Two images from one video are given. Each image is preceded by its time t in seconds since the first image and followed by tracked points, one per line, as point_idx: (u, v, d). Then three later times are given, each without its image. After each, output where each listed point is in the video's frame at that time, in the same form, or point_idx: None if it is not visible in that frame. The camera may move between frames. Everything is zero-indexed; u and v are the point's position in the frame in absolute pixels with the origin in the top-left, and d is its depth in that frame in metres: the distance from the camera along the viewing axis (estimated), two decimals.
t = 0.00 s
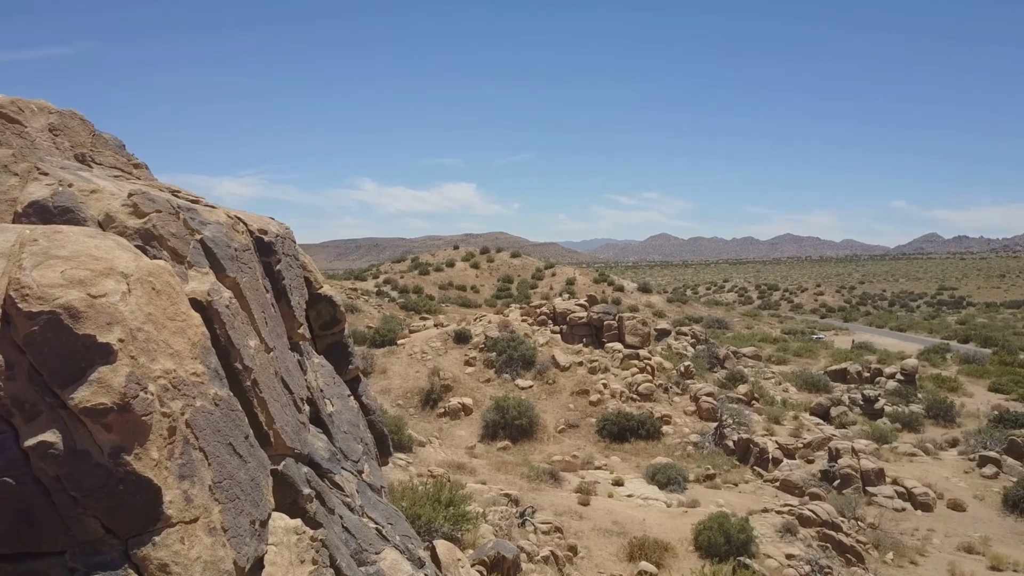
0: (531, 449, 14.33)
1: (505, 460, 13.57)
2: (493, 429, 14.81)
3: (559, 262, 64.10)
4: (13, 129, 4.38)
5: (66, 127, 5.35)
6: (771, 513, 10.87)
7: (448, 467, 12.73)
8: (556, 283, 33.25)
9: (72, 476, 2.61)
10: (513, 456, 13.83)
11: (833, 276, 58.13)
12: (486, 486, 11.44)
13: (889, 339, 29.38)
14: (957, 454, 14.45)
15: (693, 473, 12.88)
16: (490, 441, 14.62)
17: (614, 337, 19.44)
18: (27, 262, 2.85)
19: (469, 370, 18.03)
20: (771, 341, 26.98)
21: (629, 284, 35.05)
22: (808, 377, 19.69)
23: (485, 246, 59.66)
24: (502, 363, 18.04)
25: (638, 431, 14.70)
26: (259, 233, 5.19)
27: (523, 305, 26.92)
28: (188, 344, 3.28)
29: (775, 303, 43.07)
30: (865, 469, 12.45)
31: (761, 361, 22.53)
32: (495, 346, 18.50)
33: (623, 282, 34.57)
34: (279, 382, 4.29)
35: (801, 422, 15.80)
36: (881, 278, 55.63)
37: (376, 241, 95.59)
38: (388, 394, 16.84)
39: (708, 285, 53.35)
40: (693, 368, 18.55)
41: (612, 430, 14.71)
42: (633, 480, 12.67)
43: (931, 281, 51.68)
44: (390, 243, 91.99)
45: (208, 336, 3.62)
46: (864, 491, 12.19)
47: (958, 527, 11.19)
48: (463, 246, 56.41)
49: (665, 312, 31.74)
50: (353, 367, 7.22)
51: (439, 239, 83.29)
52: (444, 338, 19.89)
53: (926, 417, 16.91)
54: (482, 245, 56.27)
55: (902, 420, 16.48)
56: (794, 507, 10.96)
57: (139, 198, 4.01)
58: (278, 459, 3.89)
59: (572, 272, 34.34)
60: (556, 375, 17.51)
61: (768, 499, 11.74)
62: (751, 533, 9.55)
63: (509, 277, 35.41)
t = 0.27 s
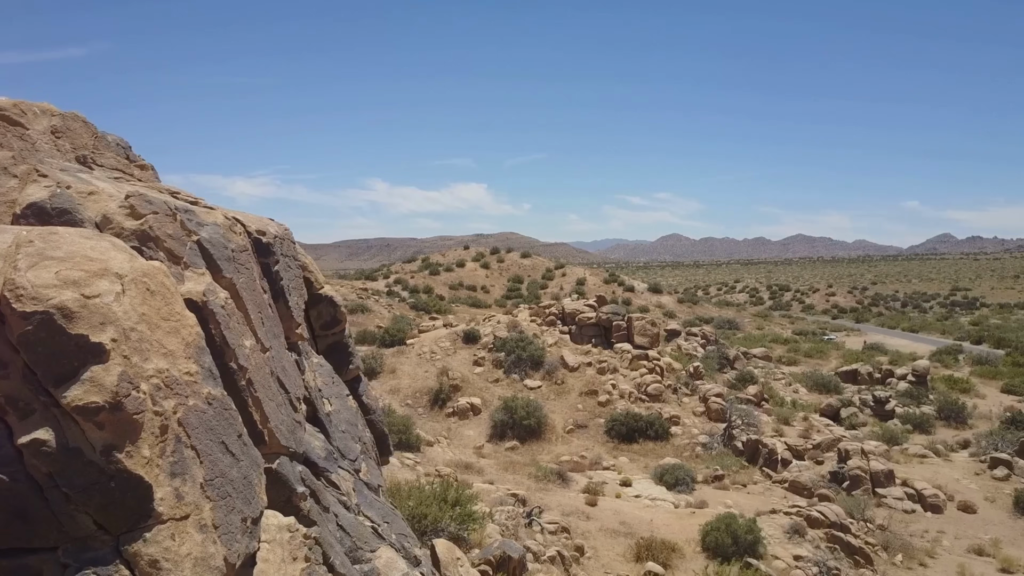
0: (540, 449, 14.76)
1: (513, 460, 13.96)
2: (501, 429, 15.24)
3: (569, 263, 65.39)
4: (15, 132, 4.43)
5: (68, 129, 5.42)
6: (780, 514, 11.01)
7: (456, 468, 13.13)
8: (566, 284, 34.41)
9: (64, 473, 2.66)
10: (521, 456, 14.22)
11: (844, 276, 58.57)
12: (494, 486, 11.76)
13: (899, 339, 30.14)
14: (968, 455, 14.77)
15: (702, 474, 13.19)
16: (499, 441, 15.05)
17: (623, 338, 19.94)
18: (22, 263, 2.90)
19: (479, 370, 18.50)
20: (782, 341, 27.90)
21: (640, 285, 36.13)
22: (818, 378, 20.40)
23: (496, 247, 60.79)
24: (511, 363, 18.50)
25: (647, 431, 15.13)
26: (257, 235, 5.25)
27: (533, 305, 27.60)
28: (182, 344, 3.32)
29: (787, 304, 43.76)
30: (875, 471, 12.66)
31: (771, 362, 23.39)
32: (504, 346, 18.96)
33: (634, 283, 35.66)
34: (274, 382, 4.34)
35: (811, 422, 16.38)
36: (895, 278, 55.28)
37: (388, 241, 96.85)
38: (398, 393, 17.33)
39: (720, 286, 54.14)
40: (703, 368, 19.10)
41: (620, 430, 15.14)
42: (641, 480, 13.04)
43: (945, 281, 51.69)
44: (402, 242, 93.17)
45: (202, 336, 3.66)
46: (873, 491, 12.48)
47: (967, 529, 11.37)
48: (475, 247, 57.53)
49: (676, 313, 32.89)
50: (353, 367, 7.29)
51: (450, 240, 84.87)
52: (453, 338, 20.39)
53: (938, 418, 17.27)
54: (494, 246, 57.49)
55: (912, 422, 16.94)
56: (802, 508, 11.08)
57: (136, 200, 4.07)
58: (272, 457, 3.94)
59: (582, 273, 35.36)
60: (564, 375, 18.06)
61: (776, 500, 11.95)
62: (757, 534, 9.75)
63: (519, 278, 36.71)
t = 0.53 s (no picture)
0: (546, 449, 15.53)
1: (519, 460, 14.65)
2: (508, 429, 16.08)
3: (577, 263, 66.75)
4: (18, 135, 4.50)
5: (72, 132, 5.50)
6: (788, 515, 11.35)
7: (463, 468, 13.62)
8: (574, 283, 35.78)
9: (60, 470, 2.71)
10: (527, 456, 14.95)
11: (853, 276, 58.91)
12: (500, 485, 12.07)
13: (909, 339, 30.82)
14: (978, 457, 15.25)
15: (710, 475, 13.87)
16: (506, 441, 15.71)
17: (630, 338, 21.12)
18: (20, 264, 2.95)
19: (486, 370, 19.27)
20: (791, 342, 28.84)
21: (650, 286, 37.24)
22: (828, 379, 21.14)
23: (507, 248, 62.00)
24: (519, 363, 19.28)
25: (655, 432, 15.93)
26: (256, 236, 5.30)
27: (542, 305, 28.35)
28: (178, 343, 3.36)
29: (797, 304, 44.39)
30: (883, 472, 13.23)
31: (781, 362, 24.50)
32: (512, 347, 19.77)
33: (643, 283, 36.75)
34: (272, 381, 4.38)
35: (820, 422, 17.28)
36: (908, 278, 54.62)
37: (399, 242, 98.13)
38: (406, 394, 17.98)
39: (731, 286, 54.98)
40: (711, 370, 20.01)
41: (628, 431, 15.92)
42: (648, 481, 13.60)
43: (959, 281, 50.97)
44: (413, 242, 94.74)
45: (199, 336, 3.71)
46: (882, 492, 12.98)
47: (977, 531, 11.79)
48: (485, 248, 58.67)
49: (685, 313, 34.05)
50: (355, 367, 7.34)
51: (462, 240, 86.60)
52: (462, 338, 21.24)
53: (950, 419, 17.77)
54: (505, 247, 58.83)
55: (922, 422, 17.61)
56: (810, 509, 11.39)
57: (135, 202, 4.13)
58: (269, 456, 3.97)
59: (591, 274, 36.50)
60: (571, 375, 18.86)
61: (784, 501, 12.33)
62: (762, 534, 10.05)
63: (528, 278, 37.60)
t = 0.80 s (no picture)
0: (555, 449, 16.15)
1: (529, 461, 15.27)
2: (517, 429, 16.65)
3: (587, 263, 67.32)
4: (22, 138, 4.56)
5: (76, 134, 5.58)
6: (796, 517, 12.34)
7: (471, 468, 14.31)
8: (585, 283, 36.28)
9: (57, 467, 2.77)
10: (536, 456, 15.56)
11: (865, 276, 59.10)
12: (509, 485, 12.94)
13: (920, 339, 31.41)
14: (990, 459, 16.21)
15: (720, 475, 14.64)
16: (515, 440, 16.45)
17: (641, 339, 21.42)
18: (20, 265, 3.01)
19: (496, 371, 19.79)
20: (802, 343, 29.32)
21: (662, 286, 37.79)
22: (840, 381, 22.23)
23: (518, 248, 62.68)
24: (528, 363, 19.74)
25: (664, 433, 16.61)
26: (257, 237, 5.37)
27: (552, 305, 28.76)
28: (175, 343, 3.41)
29: (809, 305, 44.81)
30: (893, 474, 14.28)
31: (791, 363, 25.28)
32: (521, 347, 20.27)
33: (654, 284, 37.36)
34: (270, 380, 4.43)
35: (830, 424, 18.11)
36: (921, 279, 55.17)
37: (410, 241, 98.92)
38: (415, 394, 18.55)
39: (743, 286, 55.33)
40: (722, 371, 21.13)
41: (638, 432, 16.61)
42: (658, 481, 14.39)
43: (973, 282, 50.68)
44: (424, 241, 95.61)
45: (197, 336, 3.76)
46: (892, 494, 14.07)
47: (987, 532, 12.73)
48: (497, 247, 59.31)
49: (697, 314, 34.63)
50: (357, 366, 7.40)
51: (473, 240, 87.46)
52: (472, 338, 21.70)
53: (960, 420, 18.74)
54: (516, 247, 59.44)
55: (934, 424, 18.45)
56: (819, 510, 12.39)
57: (136, 204, 4.19)
58: (266, 454, 4.03)
59: (603, 275, 37.08)
60: (580, 376, 19.39)
61: (794, 502, 13.38)
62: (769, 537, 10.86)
63: (538, 278, 38.00)
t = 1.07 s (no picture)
0: (563, 449, 16.19)
1: (536, 460, 15.34)
2: (525, 429, 16.68)
3: (596, 264, 67.33)
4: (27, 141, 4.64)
5: (82, 137, 5.66)
6: (804, 518, 12.58)
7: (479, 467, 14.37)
8: (594, 284, 36.40)
9: (57, 464, 2.83)
10: (544, 457, 15.59)
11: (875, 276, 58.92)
12: (516, 485, 13.02)
13: (931, 340, 31.29)
14: (999, 460, 16.20)
15: (728, 476, 14.86)
16: (523, 440, 16.51)
17: (649, 339, 21.49)
18: (22, 266, 3.08)
19: (504, 370, 19.90)
20: (812, 344, 29.38)
21: (671, 287, 37.88)
22: (850, 382, 22.21)
23: (527, 248, 62.91)
24: (536, 363, 19.83)
25: (672, 433, 16.72)
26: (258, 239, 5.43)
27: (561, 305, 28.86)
28: (175, 343, 3.47)
29: (819, 305, 44.75)
30: (902, 475, 14.41)
31: (800, 364, 25.36)
32: (529, 348, 20.35)
33: (663, 285, 37.47)
34: (270, 380, 4.49)
35: (839, 426, 18.20)
36: (932, 279, 55.14)
37: (420, 241, 99.29)
38: (423, 394, 18.64)
39: (752, 287, 55.24)
40: (731, 371, 21.23)
41: (645, 432, 16.72)
42: (665, 482, 14.53)
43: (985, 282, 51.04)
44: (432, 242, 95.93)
45: (197, 336, 3.82)
46: (901, 495, 14.09)
47: (996, 534, 12.74)
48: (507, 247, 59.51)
49: (706, 315, 34.66)
50: (360, 366, 7.45)
51: (482, 241, 87.67)
52: (480, 338, 21.81)
53: (970, 422, 18.73)
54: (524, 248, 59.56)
55: (944, 425, 18.44)
56: (826, 511, 12.64)
57: (137, 206, 4.25)
58: (265, 452, 4.08)
59: (612, 276, 37.14)
60: (589, 376, 19.45)
61: (801, 503, 13.58)
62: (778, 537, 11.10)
63: (547, 279, 38.14)
